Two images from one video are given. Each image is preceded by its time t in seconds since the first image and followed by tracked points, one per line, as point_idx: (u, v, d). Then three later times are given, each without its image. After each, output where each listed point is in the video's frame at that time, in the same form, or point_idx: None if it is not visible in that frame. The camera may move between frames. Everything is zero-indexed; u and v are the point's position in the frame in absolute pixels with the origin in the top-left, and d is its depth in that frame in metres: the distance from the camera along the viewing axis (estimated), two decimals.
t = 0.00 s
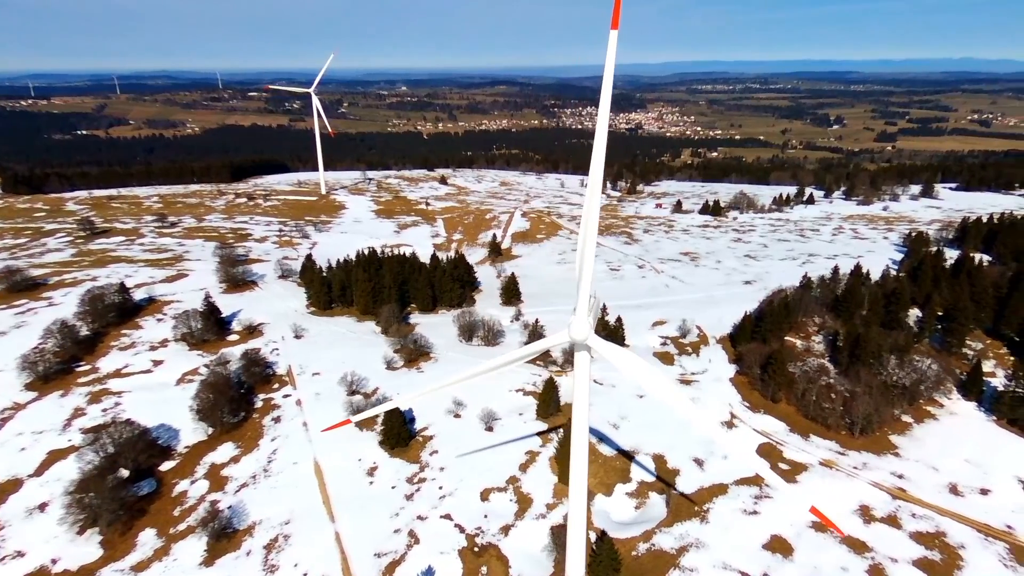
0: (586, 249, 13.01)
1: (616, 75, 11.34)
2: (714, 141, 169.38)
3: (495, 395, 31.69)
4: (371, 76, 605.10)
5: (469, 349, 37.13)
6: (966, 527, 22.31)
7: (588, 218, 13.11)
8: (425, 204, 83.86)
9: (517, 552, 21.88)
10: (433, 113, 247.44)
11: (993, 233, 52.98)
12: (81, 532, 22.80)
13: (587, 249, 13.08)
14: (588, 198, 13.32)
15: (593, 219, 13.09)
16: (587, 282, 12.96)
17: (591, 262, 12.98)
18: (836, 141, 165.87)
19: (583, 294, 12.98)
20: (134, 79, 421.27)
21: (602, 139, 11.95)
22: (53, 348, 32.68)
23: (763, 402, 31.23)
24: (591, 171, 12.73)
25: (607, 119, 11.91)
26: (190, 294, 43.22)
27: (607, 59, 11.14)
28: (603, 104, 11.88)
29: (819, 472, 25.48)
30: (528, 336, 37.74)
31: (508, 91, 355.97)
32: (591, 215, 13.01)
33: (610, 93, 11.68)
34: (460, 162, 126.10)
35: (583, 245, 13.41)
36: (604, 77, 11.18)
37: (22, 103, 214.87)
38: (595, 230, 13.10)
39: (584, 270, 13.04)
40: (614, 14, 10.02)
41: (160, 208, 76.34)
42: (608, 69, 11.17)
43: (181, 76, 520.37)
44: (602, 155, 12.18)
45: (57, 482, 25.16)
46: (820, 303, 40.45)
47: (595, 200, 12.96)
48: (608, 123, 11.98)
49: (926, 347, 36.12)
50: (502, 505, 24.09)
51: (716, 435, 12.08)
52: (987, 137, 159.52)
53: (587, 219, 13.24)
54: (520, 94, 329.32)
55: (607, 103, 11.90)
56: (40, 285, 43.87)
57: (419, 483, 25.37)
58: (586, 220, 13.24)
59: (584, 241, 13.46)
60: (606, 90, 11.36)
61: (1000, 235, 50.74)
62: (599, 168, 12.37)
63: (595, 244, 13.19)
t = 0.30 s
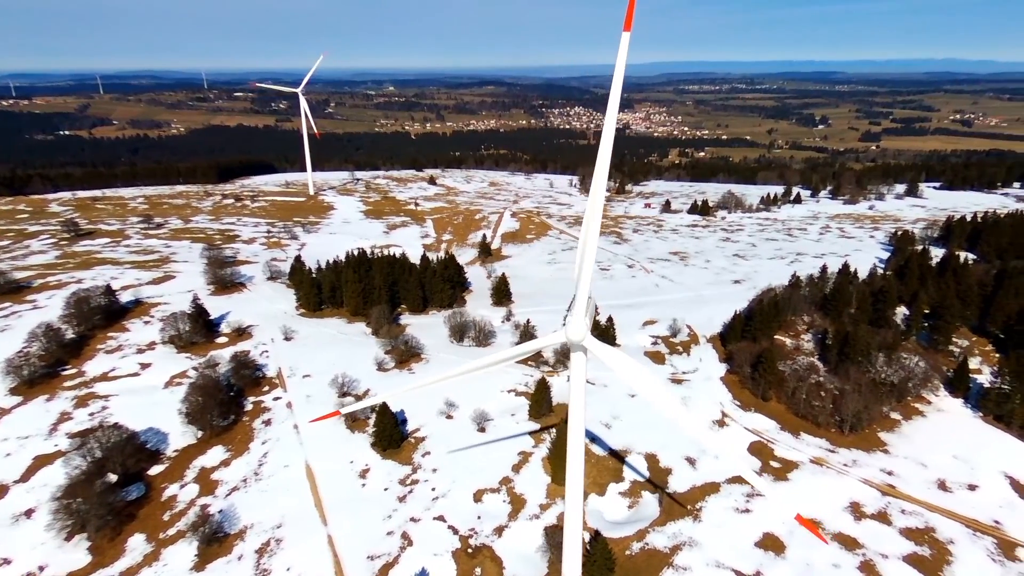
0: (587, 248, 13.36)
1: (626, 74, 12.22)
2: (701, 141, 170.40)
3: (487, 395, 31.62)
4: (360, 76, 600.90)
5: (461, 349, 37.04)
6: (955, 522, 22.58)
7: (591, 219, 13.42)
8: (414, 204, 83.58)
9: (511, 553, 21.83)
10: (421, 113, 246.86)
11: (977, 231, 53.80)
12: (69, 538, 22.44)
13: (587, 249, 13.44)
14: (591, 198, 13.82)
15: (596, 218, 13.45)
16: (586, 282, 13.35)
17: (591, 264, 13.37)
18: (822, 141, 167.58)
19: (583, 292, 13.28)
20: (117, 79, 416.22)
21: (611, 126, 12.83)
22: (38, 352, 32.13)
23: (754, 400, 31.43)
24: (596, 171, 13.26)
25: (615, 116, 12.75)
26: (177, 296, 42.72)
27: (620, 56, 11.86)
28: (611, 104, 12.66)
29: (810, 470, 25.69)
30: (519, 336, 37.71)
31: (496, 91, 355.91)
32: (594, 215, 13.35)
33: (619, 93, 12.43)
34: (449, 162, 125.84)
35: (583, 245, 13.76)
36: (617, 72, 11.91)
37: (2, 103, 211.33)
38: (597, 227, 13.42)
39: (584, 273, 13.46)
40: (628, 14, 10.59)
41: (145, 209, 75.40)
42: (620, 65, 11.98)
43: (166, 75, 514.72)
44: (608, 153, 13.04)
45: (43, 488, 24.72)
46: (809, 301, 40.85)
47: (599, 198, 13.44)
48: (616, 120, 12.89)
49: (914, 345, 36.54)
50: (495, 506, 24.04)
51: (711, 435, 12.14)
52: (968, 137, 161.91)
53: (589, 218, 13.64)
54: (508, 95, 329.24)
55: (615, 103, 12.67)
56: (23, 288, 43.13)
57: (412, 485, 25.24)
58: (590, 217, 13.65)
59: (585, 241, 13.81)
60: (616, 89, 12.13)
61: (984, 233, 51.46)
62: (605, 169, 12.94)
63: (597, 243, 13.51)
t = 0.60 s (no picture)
0: (586, 249, 13.70)
1: (632, 75, 13.34)
2: (685, 141, 171.39)
3: (475, 396, 31.52)
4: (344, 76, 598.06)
5: (449, 350, 36.87)
6: (940, 517, 22.94)
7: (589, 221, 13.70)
8: (399, 205, 83.16)
9: (502, 554, 21.77)
10: (406, 113, 245.78)
11: (956, 229, 54.75)
12: (52, 547, 21.99)
13: (584, 250, 13.76)
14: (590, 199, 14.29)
15: (595, 217, 13.79)
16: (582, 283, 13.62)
17: (587, 266, 13.67)
18: (803, 140, 169.52)
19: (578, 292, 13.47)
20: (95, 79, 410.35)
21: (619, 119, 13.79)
22: (18, 357, 31.47)
23: (741, 398, 31.66)
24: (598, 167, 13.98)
25: (622, 105, 13.96)
26: (160, 300, 42.07)
27: (628, 55, 12.66)
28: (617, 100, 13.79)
29: (797, 467, 25.94)
30: (507, 337, 37.67)
31: (481, 91, 355.36)
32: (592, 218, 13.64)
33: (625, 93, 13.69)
34: (435, 162, 125.52)
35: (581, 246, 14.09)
36: (624, 69, 12.81)
37: None
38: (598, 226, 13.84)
39: (579, 274, 13.71)
40: (638, 15, 11.40)
41: (126, 211, 74.18)
42: (628, 63, 12.91)
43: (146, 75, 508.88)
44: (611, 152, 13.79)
45: (25, 496, 24.18)
46: (794, 300, 41.31)
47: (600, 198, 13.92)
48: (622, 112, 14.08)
49: (897, 342, 37.09)
50: (486, 507, 23.95)
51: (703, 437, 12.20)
52: (945, 136, 164.79)
53: (587, 219, 13.99)
54: (492, 95, 328.92)
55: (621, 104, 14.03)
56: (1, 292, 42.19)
57: (402, 488, 25.07)
58: (588, 214, 14.07)
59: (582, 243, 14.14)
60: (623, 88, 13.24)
61: (963, 231, 52.43)
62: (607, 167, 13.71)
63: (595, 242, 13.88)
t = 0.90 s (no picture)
0: (584, 250, 13.95)
1: (641, 74, 13.69)
2: (669, 141, 172.01)
3: (465, 397, 31.42)
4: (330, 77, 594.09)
5: (438, 351, 36.76)
6: (925, 511, 23.30)
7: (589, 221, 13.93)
8: (385, 206, 82.77)
9: (494, 555, 21.72)
10: (391, 113, 244.58)
11: (937, 227, 55.72)
12: (36, 555, 21.52)
13: (582, 252, 13.97)
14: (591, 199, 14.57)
15: (594, 220, 13.98)
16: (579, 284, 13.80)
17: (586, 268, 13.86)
18: (786, 140, 171.39)
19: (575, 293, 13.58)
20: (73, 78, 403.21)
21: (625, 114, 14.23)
22: None
23: (729, 396, 31.90)
24: (602, 166, 14.45)
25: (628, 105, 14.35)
26: (144, 303, 41.44)
27: (636, 57, 12.90)
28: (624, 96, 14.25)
29: (786, 463, 26.19)
30: (496, 337, 37.64)
31: (466, 91, 354.69)
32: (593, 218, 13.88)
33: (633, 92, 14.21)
34: (421, 163, 125.08)
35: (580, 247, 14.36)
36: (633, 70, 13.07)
37: None
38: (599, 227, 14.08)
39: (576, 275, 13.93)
40: (649, 18, 11.63)
41: (107, 213, 73.01)
42: (636, 64, 13.13)
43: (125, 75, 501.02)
44: (615, 153, 14.28)
45: (7, 505, 23.65)
46: (780, 298, 41.71)
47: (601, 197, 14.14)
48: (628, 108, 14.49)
49: (882, 339, 37.62)
50: (477, 508, 23.87)
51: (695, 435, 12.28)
52: (924, 135, 167.34)
53: (587, 220, 14.23)
54: (477, 95, 328.42)
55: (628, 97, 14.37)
56: None
57: (393, 490, 24.91)
58: (588, 216, 14.25)
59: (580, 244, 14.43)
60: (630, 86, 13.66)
61: (945, 229, 53.29)
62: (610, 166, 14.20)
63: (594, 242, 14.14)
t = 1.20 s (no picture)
0: (581, 251, 14.04)
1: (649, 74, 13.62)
2: (654, 140, 172.96)
3: (454, 398, 31.31)
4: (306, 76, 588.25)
5: (427, 352, 36.61)
6: (911, 505, 23.66)
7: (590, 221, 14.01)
8: (371, 206, 82.34)
9: (486, 556, 21.68)
10: (375, 113, 243.40)
11: (919, 225, 56.63)
12: (20, 564, 21.09)
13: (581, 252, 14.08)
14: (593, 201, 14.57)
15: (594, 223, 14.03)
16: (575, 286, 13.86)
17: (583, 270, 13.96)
18: (768, 139, 173.18)
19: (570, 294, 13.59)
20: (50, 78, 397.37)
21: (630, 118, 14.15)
22: None
23: (718, 394, 32.15)
24: (605, 168, 14.50)
25: (635, 108, 14.27)
26: (127, 306, 40.79)
27: (645, 60, 12.90)
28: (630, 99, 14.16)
29: (774, 460, 26.45)
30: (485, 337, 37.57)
31: (451, 91, 354.03)
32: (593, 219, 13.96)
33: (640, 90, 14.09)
34: (406, 163, 124.61)
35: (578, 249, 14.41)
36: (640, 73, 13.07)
37: None
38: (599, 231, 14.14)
39: (572, 277, 14.03)
40: (658, 24, 11.54)
41: (88, 216, 71.81)
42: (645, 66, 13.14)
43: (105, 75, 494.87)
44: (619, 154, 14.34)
45: None
46: (767, 296, 42.12)
47: (602, 198, 14.13)
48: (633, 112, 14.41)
49: (866, 335, 38.16)
50: (469, 509, 23.82)
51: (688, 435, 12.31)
52: (904, 134, 170.05)
53: (587, 220, 14.33)
54: (462, 95, 327.93)
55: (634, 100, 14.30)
56: None
57: (383, 492, 24.77)
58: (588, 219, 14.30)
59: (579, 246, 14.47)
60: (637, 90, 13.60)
61: (926, 226, 54.26)
62: (613, 170, 14.30)
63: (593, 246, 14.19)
